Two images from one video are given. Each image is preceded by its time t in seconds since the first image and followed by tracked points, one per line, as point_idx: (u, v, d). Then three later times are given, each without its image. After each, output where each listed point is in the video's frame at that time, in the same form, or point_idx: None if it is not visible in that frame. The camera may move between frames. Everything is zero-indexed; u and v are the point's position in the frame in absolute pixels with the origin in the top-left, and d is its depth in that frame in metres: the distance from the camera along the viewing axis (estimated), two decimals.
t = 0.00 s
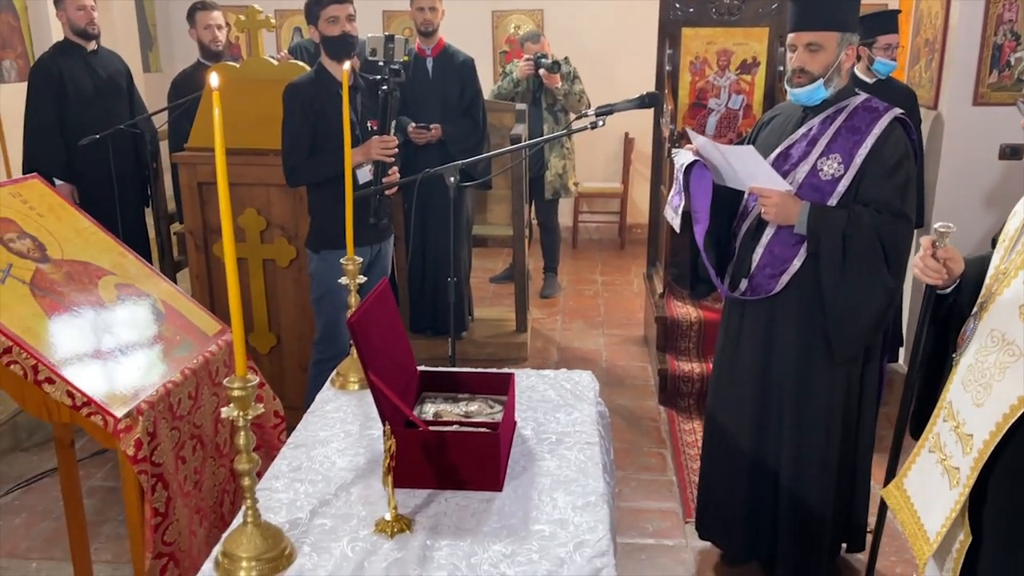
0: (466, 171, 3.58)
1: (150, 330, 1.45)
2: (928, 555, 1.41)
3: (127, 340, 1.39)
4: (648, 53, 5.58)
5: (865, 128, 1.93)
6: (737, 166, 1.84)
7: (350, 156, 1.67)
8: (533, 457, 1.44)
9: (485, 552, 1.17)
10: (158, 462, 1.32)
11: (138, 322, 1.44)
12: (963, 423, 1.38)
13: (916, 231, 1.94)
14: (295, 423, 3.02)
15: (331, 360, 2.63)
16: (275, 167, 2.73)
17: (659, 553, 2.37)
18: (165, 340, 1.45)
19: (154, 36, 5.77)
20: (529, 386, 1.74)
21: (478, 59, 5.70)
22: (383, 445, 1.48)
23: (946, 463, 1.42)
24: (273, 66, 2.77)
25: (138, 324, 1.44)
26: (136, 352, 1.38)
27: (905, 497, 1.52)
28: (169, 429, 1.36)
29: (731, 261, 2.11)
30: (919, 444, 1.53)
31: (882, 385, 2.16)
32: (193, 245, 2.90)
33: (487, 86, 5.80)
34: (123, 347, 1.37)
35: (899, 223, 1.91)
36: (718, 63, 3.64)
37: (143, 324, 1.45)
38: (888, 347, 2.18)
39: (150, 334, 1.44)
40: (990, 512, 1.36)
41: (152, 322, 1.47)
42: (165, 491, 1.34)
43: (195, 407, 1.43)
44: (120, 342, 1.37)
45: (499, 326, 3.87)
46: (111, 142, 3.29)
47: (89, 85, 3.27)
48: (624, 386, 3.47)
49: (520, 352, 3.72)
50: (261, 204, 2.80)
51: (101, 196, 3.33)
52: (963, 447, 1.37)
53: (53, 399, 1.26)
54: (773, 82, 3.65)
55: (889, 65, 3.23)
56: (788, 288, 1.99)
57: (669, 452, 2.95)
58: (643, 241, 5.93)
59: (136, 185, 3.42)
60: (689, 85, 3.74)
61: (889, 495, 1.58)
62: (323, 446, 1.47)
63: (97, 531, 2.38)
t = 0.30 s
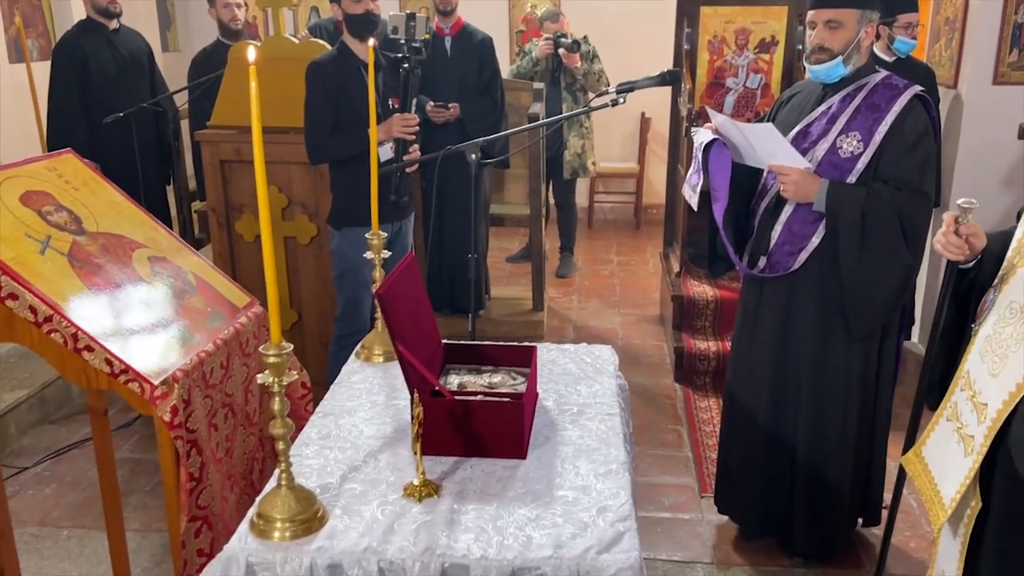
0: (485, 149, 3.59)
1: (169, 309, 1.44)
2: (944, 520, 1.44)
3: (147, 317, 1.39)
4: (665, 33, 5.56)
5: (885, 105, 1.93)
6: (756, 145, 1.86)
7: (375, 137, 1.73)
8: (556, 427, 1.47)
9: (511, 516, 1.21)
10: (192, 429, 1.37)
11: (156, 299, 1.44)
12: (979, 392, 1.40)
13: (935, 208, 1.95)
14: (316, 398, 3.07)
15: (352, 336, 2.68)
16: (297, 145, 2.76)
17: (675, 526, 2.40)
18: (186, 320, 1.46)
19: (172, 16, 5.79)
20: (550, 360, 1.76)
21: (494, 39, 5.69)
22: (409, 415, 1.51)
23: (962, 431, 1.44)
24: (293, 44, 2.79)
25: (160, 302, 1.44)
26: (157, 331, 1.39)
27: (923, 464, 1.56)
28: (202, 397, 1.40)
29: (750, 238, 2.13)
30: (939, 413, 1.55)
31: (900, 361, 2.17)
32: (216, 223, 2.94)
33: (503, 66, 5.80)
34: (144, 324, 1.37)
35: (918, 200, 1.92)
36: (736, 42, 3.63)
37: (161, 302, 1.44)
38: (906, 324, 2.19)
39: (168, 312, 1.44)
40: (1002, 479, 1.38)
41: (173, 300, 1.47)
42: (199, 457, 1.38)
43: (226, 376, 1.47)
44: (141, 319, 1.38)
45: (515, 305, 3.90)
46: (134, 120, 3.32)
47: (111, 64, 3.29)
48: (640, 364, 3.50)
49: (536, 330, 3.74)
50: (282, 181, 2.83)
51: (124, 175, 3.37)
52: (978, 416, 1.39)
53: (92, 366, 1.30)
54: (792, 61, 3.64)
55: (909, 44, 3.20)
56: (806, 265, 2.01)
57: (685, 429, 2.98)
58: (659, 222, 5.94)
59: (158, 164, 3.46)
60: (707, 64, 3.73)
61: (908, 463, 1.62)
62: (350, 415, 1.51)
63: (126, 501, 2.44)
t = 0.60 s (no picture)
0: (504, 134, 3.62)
1: (185, 296, 1.41)
2: (969, 499, 1.47)
3: (164, 303, 1.37)
4: (683, 16, 5.54)
5: (911, 89, 1.93)
6: (782, 129, 1.87)
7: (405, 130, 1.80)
8: (584, 406, 1.49)
9: (544, 492, 1.23)
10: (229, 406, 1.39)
11: (174, 286, 1.41)
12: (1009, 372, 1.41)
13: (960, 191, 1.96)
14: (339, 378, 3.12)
15: (376, 317, 2.74)
16: (321, 128, 2.78)
17: (696, 507, 2.43)
18: (207, 309, 1.43)
19: None
20: (576, 341, 1.78)
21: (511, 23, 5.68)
22: (439, 394, 1.54)
23: (992, 411, 1.46)
24: (317, 28, 2.82)
25: (179, 288, 1.41)
26: (173, 317, 1.36)
27: (948, 444, 1.58)
28: (238, 375, 1.42)
29: (774, 221, 2.14)
30: (964, 392, 1.57)
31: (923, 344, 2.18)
32: (239, 205, 2.96)
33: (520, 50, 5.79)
34: (159, 310, 1.34)
35: (944, 184, 1.92)
36: (757, 25, 3.61)
37: (177, 290, 1.41)
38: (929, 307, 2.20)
39: (183, 300, 1.40)
40: None
41: (193, 288, 1.44)
42: (236, 434, 1.41)
43: (261, 354, 1.50)
44: (157, 305, 1.35)
45: (533, 288, 3.91)
46: (157, 103, 3.34)
47: (134, 46, 3.31)
48: (658, 347, 3.51)
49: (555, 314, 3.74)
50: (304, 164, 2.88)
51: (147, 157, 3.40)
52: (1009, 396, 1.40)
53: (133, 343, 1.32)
54: (812, 45, 3.62)
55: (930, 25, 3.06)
56: (831, 249, 2.02)
57: (704, 412, 3.00)
58: (675, 206, 5.93)
59: (180, 147, 3.49)
60: (727, 48, 3.71)
61: (930, 443, 1.64)
62: (382, 393, 1.54)
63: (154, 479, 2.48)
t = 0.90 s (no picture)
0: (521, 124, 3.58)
1: (198, 284, 1.39)
2: (994, 495, 1.43)
3: (178, 292, 1.35)
4: (699, 4, 5.49)
5: (940, 79, 1.90)
6: (807, 118, 1.85)
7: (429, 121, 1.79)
8: (610, 400, 1.48)
9: (573, 487, 1.22)
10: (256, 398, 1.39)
11: (189, 275, 1.39)
12: None
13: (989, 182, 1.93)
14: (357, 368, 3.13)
15: (393, 308, 2.73)
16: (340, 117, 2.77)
17: (715, 499, 2.42)
18: (224, 299, 1.41)
19: None
20: (599, 334, 1.77)
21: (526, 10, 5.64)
22: (463, 387, 1.53)
23: (1018, 404, 1.43)
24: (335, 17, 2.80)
25: (194, 278, 1.40)
26: (188, 306, 1.34)
27: (971, 439, 1.56)
28: (264, 367, 1.42)
29: (798, 212, 2.12)
30: (988, 387, 1.55)
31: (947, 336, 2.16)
32: (256, 195, 2.96)
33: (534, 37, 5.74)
34: (173, 298, 1.33)
35: (973, 175, 1.89)
36: (776, 13, 3.55)
37: (191, 278, 1.39)
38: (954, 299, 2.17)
39: (195, 287, 1.38)
40: None
41: (210, 278, 1.43)
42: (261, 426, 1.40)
43: (285, 347, 1.49)
44: (171, 293, 1.34)
45: (548, 278, 3.89)
46: (173, 93, 3.32)
47: (149, 35, 3.29)
48: (675, 338, 3.50)
49: (570, 304, 3.72)
50: (320, 153, 2.89)
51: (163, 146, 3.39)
52: None
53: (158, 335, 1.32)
54: (832, 33, 3.58)
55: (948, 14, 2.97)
56: (856, 241, 2.00)
57: (722, 403, 2.99)
58: (690, 195, 5.90)
59: (195, 135, 3.48)
60: (745, 36, 3.64)
61: (953, 438, 1.62)
62: (406, 386, 1.53)
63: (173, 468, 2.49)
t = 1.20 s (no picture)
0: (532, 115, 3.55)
1: (209, 276, 1.37)
2: None
3: (192, 285, 1.33)
4: None
5: (963, 70, 1.87)
6: (827, 110, 1.82)
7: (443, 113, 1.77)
8: (627, 395, 1.46)
9: (592, 484, 1.21)
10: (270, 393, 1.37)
11: (202, 268, 1.38)
12: None
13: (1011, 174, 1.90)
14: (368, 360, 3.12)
15: (405, 300, 2.71)
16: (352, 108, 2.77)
17: (730, 494, 2.40)
18: (238, 292, 1.39)
19: None
20: (615, 328, 1.75)
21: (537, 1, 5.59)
22: (479, 381, 1.52)
23: None
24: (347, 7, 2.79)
25: (207, 270, 1.38)
26: (202, 299, 1.33)
27: (1002, 442, 1.49)
28: (279, 361, 1.40)
29: (816, 205, 2.09)
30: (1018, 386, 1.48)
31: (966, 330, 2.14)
32: (267, 186, 2.95)
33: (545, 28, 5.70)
34: (186, 291, 1.31)
35: (996, 168, 1.86)
36: (791, 3, 3.50)
37: (202, 270, 1.37)
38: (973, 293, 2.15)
39: (207, 278, 1.37)
40: None
41: (223, 270, 1.41)
42: (276, 421, 1.39)
43: (300, 340, 1.47)
44: (185, 286, 1.32)
45: (560, 270, 3.86)
46: (184, 84, 3.31)
47: (160, 26, 3.28)
48: (687, 331, 3.48)
49: (581, 297, 3.70)
50: (332, 144, 2.88)
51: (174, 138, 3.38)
52: None
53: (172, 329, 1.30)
54: (847, 24, 3.51)
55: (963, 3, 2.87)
56: (876, 234, 1.97)
57: (735, 397, 2.97)
58: (701, 188, 5.86)
59: (206, 127, 3.46)
60: (759, 27, 3.58)
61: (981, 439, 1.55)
62: (421, 380, 1.52)
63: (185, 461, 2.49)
